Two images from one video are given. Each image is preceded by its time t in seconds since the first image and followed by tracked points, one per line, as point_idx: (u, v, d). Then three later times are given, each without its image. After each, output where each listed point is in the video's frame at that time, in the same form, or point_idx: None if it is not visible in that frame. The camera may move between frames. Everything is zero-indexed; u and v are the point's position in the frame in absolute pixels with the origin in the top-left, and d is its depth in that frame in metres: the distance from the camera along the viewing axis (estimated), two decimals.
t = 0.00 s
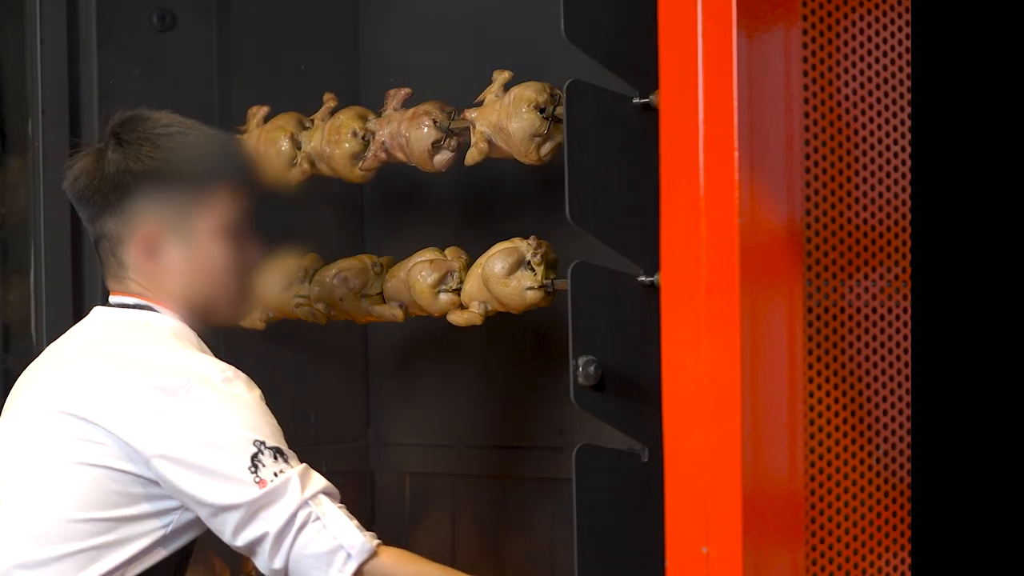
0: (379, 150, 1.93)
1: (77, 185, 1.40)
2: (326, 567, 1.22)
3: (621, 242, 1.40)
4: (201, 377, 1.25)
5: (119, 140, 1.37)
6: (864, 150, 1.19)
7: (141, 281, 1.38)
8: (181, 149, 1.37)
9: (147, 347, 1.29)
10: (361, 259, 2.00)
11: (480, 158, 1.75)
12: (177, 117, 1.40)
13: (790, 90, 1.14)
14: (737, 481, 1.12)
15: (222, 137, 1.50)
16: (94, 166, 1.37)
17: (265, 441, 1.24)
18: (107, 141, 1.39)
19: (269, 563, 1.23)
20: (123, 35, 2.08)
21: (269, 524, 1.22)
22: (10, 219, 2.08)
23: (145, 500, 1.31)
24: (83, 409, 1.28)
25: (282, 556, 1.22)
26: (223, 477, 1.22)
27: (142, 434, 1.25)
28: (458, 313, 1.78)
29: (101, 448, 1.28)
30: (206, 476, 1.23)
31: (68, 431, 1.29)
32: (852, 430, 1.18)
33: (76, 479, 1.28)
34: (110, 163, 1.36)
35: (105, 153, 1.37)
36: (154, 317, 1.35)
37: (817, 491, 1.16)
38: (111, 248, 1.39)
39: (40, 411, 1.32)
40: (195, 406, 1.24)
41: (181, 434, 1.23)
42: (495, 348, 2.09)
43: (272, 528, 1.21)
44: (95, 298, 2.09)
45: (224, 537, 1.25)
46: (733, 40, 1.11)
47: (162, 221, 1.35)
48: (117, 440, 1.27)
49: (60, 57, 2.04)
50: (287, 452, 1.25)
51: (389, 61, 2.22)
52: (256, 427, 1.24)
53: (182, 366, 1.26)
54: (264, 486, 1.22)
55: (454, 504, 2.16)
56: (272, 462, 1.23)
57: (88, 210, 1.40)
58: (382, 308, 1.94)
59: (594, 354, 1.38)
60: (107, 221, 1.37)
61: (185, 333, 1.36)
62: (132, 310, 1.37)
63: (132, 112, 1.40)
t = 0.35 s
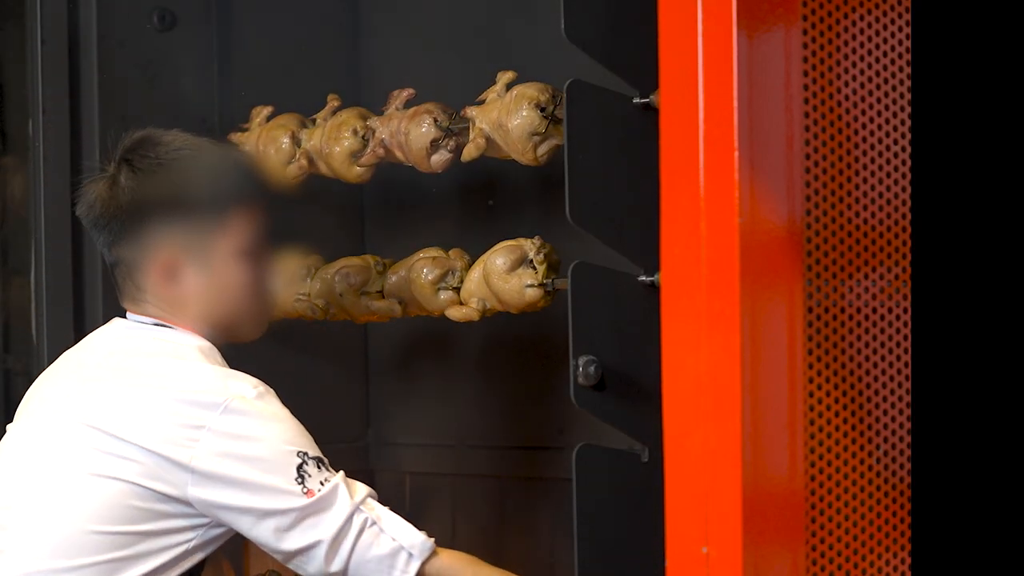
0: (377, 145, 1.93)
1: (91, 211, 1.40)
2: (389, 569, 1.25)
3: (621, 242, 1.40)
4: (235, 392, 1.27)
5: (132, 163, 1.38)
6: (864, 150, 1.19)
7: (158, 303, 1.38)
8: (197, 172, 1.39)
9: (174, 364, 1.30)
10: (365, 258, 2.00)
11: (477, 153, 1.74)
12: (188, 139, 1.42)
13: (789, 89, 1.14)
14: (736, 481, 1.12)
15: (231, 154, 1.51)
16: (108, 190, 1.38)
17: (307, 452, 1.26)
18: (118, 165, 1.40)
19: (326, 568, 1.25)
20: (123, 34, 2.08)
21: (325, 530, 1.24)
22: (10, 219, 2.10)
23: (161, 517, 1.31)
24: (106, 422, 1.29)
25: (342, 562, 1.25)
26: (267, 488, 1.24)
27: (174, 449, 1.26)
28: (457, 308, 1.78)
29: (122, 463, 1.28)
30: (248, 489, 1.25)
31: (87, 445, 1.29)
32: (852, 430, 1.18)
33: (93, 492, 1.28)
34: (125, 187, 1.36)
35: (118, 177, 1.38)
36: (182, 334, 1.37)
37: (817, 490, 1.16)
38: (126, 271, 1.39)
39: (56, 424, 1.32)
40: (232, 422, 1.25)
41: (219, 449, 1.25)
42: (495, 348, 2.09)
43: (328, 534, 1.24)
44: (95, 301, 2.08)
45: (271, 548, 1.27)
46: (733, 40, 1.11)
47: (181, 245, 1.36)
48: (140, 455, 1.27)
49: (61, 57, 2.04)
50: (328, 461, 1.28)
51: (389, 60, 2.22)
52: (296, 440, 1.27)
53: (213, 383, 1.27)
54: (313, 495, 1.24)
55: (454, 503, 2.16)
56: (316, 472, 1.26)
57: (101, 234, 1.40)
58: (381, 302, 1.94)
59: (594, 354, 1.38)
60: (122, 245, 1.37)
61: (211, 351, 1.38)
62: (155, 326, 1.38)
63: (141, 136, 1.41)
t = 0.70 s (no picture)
0: (376, 142, 1.92)
1: (66, 189, 1.33)
2: (385, 529, 1.25)
3: (621, 242, 1.40)
4: (219, 369, 1.25)
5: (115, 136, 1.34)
6: (864, 150, 1.19)
7: (152, 279, 1.36)
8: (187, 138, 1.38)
9: (149, 347, 1.27)
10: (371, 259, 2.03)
11: (474, 149, 1.73)
12: (165, 106, 1.39)
13: (789, 89, 1.14)
14: (737, 481, 1.12)
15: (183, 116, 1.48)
16: (94, 165, 1.31)
17: (292, 419, 1.27)
18: (94, 138, 1.34)
19: (321, 534, 1.25)
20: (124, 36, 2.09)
21: (316, 496, 1.24)
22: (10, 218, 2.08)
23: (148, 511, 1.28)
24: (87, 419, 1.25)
25: (335, 526, 1.25)
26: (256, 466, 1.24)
27: (159, 437, 1.24)
28: (456, 301, 1.79)
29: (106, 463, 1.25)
30: (239, 468, 1.24)
31: (71, 445, 1.26)
32: (852, 430, 1.18)
33: (81, 496, 1.25)
34: (116, 160, 1.32)
35: (97, 154, 1.32)
36: (161, 311, 1.33)
37: (817, 491, 1.16)
38: (116, 250, 1.34)
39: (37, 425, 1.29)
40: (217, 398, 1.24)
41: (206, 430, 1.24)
42: (495, 348, 2.10)
43: (319, 500, 1.24)
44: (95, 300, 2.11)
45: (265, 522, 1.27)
46: (733, 40, 1.11)
47: (185, 212, 1.35)
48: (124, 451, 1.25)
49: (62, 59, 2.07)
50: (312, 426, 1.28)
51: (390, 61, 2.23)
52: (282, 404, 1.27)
53: (193, 360, 1.25)
54: (302, 463, 1.24)
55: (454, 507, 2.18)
56: (304, 438, 1.26)
57: (84, 213, 1.33)
58: (382, 296, 1.93)
59: (594, 354, 1.38)
60: (117, 222, 1.33)
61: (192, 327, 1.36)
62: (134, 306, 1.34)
63: (112, 107, 1.36)
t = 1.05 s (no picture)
0: (376, 138, 1.92)
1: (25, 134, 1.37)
2: (377, 384, 1.23)
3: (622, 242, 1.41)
4: (158, 305, 1.27)
5: (75, 77, 1.39)
6: (864, 150, 1.19)
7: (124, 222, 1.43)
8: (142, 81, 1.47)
9: (97, 318, 1.29)
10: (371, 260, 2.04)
11: (471, 144, 1.73)
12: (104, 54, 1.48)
13: (790, 89, 1.14)
14: (737, 481, 1.12)
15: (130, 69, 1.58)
16: (64, 105, 1.36)
17: (243, 327, 1.25)
18: (49, 81, 1.38)
19: (323, 421, 1.23)
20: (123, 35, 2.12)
21: (302, 391, 1.22)
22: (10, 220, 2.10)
23: (140, 473, 1.33)
24: (64, 409, 1.30)
25: (334, 408, 1.23)
26: (223, 386, 1.23)
27: (136, 396, 1.28)
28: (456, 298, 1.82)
29: (90, 448, 1.31)
30: (210, 394, 1.24)
31: (52, 442, 1.32)
32: (851, 430, 1.18)
33: (85, 489, 1.32)
34: (87, 98, 1.38)
35: (54, 95, 1.37)
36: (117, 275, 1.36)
37: (817, 491, 1.16)
38: (88, 194, 1.39)
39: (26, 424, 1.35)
40: (164, 336, 1.25)
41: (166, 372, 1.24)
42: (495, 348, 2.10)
43: (307, 394, 1.22)
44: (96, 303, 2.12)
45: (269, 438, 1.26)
46: (733, 40, 1.11)
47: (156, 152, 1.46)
48: (105, 425, 1.29)
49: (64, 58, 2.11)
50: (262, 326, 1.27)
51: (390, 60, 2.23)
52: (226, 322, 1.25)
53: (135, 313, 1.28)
54: (269, 365, 1.22)
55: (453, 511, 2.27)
56: (260, 339, 1.25)
57: (57, 156, 1.37)
58: (380, 290, 1.92)
59: (594, 354, 1.41)
60: (94, 159, 1.38)
61: (147, 283, 1.40)
62: (91, 269, 1.38)
63: (55, 56, 1.41)
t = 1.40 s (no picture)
0: (373, 134, 1.97)
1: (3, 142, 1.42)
2: (402, 289, 1.33)
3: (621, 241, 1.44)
4: (173, 267, 1.37)
5: (37, 84, 1.39)
6: (864, 150, 1.19)
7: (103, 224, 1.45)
8: (110, 77, 1.42)
9: (118, 286, 1.38)
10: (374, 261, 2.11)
11: (468, 139, 1.77)
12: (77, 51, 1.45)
13: (790, 89, 1.14)
14: (737, 481, 1.12)
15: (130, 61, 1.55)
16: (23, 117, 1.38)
17: (260, 269, 1.35)
18: (17, 89, 1.40)
19: (342, 330, 1.33)
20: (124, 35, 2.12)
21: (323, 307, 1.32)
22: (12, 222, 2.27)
23: (163, 427, 1.40)
24: (94, 370, 1.40)
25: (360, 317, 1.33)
26: (242, 333, 1.33)
27: (159, 357, 1.36)
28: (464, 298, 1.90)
29: (112, 407, 1.39)
30: (230, 344, 1.34)
31: (81, 405, 1.41)
32: (852, 430, 1.18)
33: (111, 453, 1.40)
34: (43, 107, 1.38)
35: (19, 104, 1.39)
36: (127, 249, 1.43)
37: (817, 491, 1.16)
38: (64, 197, 1.43)
39: (59, 390, 1.44)
40: (183, 294, 1.35)
41: (184, 330, 1.33)
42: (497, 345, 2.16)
43: (331, 315, 1.32)
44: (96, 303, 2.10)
45: (304, 364, 1.35)
46: (733, 40, 1.11)
47: (121, 152, 1.42)
48: (129, 382, 1.37)
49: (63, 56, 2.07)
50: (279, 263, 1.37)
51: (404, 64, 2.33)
52: (242, 269, 1.36)
53: (152, 275, 1.37)
54: (292, 298, 1.32)
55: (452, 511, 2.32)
56: (278, 278, 1.34)
57: (29, 165, 1.41)
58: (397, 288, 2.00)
59: (594, 354, 1.40)
60: (59, 167, 1.40)
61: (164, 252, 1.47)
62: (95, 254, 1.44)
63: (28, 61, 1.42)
